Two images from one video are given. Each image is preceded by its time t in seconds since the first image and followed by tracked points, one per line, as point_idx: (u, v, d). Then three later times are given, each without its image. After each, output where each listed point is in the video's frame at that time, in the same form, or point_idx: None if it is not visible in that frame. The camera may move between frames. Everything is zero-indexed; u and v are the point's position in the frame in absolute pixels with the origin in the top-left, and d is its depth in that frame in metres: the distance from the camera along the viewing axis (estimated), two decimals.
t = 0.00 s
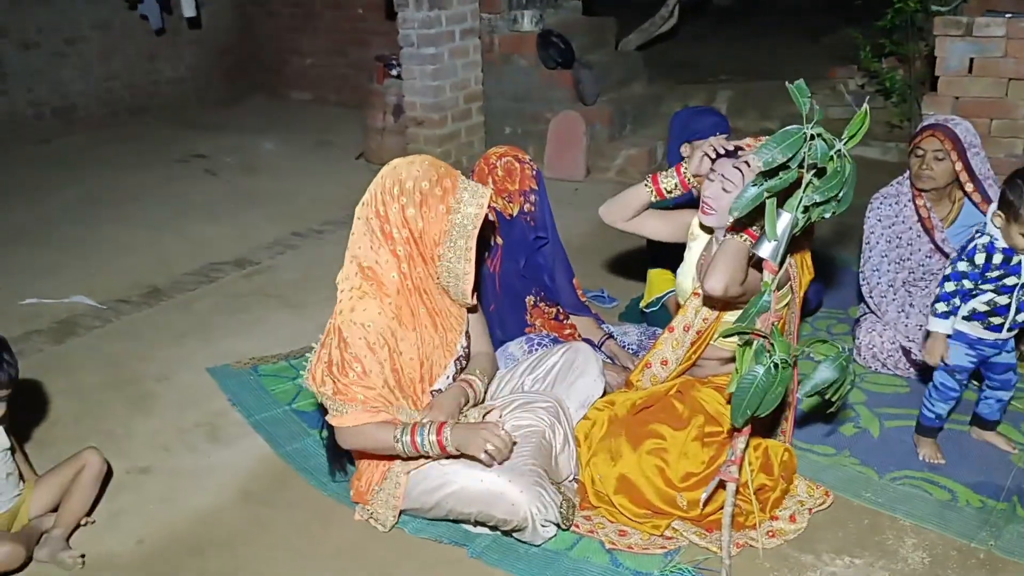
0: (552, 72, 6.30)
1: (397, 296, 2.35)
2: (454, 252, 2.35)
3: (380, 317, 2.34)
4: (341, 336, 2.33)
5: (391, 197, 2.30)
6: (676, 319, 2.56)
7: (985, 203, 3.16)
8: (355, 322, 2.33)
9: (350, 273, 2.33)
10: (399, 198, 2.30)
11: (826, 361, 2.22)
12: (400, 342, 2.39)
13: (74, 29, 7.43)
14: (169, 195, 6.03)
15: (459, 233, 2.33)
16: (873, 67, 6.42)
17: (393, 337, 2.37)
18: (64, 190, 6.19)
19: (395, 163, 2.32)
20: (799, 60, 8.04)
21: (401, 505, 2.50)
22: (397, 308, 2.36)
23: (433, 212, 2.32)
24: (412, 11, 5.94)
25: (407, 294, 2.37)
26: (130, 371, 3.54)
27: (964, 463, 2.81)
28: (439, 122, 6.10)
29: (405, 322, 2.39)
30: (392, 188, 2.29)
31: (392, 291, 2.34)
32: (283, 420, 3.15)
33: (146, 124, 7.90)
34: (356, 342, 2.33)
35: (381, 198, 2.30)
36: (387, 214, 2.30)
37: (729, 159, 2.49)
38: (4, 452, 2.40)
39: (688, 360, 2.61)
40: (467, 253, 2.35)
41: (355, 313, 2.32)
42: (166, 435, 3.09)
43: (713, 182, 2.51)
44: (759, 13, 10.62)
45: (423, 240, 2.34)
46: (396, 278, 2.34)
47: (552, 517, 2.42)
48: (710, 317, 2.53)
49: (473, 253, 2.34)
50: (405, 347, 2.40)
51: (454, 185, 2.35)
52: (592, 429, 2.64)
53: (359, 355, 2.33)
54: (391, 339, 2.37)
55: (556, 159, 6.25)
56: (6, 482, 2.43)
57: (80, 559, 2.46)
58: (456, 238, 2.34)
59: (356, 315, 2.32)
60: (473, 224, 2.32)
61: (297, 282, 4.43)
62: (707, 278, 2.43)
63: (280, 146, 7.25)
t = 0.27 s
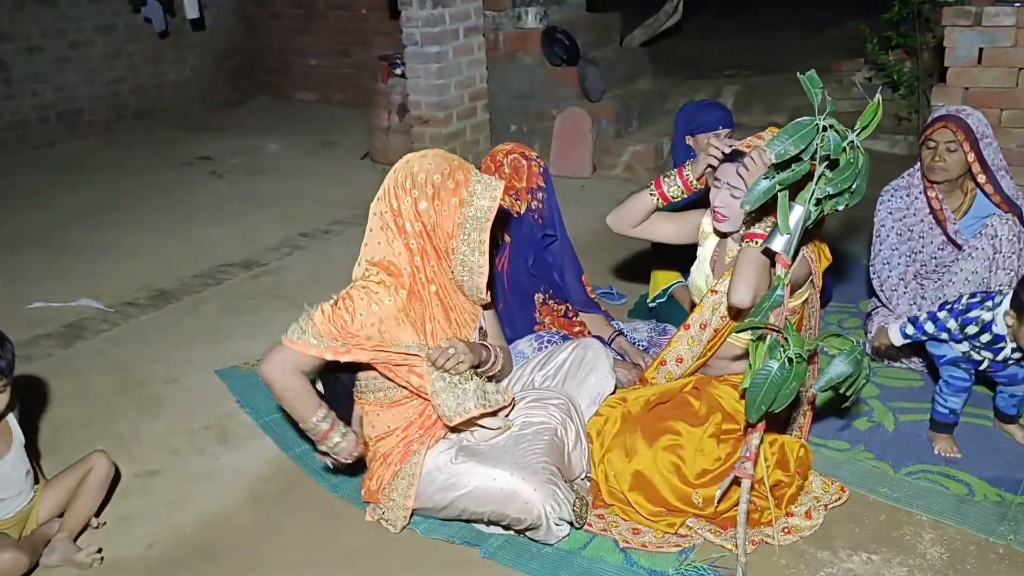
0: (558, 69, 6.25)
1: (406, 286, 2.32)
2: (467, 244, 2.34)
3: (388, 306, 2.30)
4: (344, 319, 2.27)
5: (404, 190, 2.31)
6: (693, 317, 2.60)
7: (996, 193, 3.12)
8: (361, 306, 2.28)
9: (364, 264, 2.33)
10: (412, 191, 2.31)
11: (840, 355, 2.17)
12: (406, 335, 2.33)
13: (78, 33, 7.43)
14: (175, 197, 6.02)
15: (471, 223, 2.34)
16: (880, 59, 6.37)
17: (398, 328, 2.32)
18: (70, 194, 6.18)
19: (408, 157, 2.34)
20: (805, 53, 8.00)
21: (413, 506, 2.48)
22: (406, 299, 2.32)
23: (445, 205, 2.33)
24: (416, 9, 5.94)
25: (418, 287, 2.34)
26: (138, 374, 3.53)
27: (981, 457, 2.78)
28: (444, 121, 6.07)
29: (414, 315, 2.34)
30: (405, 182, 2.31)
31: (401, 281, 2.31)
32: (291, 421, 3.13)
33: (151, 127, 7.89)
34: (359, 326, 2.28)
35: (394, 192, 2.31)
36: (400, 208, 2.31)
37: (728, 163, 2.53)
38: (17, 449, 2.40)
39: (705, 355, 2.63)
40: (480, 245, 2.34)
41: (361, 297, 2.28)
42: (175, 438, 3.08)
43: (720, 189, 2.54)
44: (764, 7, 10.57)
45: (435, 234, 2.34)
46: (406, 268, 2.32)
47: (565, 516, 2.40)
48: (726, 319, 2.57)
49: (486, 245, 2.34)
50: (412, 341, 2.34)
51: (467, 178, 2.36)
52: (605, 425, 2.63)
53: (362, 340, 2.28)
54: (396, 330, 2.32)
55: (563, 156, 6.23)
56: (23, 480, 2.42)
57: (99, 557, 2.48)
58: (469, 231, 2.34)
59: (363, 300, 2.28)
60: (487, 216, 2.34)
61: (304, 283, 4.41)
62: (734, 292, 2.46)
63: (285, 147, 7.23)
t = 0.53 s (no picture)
0: (561, 63, 6.21)
1: (412, 283, 2.30)
2: (475, 240, 2.32)
3: (393, 303, 2.29)
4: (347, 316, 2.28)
5: (411, 185, 2.28)
6: (693, 323, 2.54)
7: (1002, 189, 3.09)
8: (366, 302, 2.28)
9: (371, 258, 2.33)
10: (419, 186, 2.28)
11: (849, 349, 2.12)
12: (410, 332, 2.33)
13: (79, 28, 7.40)
14: (176, 193, 6.00)
15: (479, 219, 2.32)
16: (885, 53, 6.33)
17: (402, 324, 2.31)
18: (71, 190, 6.16)
19: (415, 152, 2.31)
20: (809, 48, 7.96)
21: (417, 502, 2.45)
22: (404, 296, 2.30)
23: (453, 199, 2.31)
24: (418, 2, 5.88)
25: (424, 284, 2.32)
26: (140, 370, 3.51)
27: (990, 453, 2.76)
28: (447, 115, 6.04)
29: (419, 312, 2.33)
30: (412, 177, 2.28)
31: (407, 278, 2.30)
32: (294, 417, 3.11)
33: (152, 122, 7.87)
34: (363, 322, 2.29)
35: (402, 186, 2.28)
36: (407, 203, 2.28)
37: (745, 150, 2.43)
38: (11, 445, 2.39)
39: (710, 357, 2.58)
40: (488, 240, 2.32)
41: (363, 295, 2.27)
42: (177, 434, 3.06)
43: (728, 174, 2.46)
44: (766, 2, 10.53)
45: (443, 229, 2.32)
46: (411, 265, 2.30)
47: (570, 509, 2.37)
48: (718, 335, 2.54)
49: (493, 240, 2.31)
50: (416, 337, 2.34)
51: (474, 172, 2.34)
52: (610, 420, 2.62)
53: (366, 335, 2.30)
54: (400, 326, 2.32)
55: (565, 150, 6.19)
56: (18, 477, 2.41)
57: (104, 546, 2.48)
58: (477, 225, 2.32)
59: (367, 297, 2.28)
60: (495, 211, 2.32)
61: (306, 279, 4.39)
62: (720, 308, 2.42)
63: (287, 142, 7.20)
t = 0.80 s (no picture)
0: (565, 61, 6.20)
1: (417, 284, 2.31)
2: (481, 241, 2.30)
3: (398, 304, 2.30)
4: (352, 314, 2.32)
5: (417, 186, 2.28)
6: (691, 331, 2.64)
7: (1008, 189, 3.10)
8: (371, 302, 2.30)
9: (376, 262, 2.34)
10: (425, 187, 2.28)
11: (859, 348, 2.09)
12: (415, 332, 2.34)
13: (82, 27, 7.40)
14: (180, 191, 6.00)
15: (485, 221, 2.30)
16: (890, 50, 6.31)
17: (407, 325, 2.32)
18: (75, 188, 6.17)
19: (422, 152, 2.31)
20: (813, 45, 7.94)
21: (423, 501, 2.44)
22: (414, 296, 2.31)
23: (460, 200, 2.30)
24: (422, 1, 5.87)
25: (431, 285, 2.33)
26: (145, 369, 3.51)
27: (1000, 452, 2.74)
28: (450, 113, 6.04)
29: (424, 312, 2.33)
30: (419, 178, 2.28)
31: (412, 279, 2.30)
32: (300, 416, 3.11)
33: (155, 121, 7.87)
34: (368, 322, 2.31)
35: (409, 186, 2.28)
36: (414, 204, 2.27)
37: (746, 153, 2.41)
38: (23, 441, 2.42)
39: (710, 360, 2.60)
40: (495, 242, 2.30)
41: (368, 302, 2.30)
42: (183, 432, 3.06)
43: (725, 174, 2.44)
44: None
45: (450, 230, 2.31)
46: (417, 267, 2.30)
47: (577, 508, 2.37)
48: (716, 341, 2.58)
49: (499, 241, 2.30)
50: (422, 339, 2.35)
51: (481, 173, 2.33)
52: (616, 421, 2.61)
53: (370, 335, 2.32)
54: (404, 327, 2.32)
55: (569, 148, 6.17)
56: (29, 474, 2.43)
57: (111, 549, 2.47)
58: (484, 226, 2.30)
59: (373, 296, 2.30)
60: (502, 212, 2.30)
61: (310, 278, 4.39)
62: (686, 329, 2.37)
63: (290, 141, 7.20)
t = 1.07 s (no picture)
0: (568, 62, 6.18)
1: (429, 289, 2.31)
2: (490, 241, 2.30)
3: (411, 311, 2.30)
4: (367, 324, 2.32)
5: (423, 192, 2.27)
6: (685, 328, 2.66)
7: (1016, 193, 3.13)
8: (385, 312, 2.30)
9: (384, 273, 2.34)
10: (431, 192, 2.27)
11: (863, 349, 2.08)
12: (429, 337, 2.35)
13: (85, 28, 7.40)
14: (182, 192, 6.00)
15: (493, 222, 2.28)
16: (891, 50, 6.31)
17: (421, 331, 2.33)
18: (77, 189, 6.17)
19: (425, 158, 2.30)
20: (814, 46, 7.94)
21: (428, 501, 2.44)
22: (426, 302, 2.32)
23: (466, 203, 2.28)
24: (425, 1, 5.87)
25: (441, 288, 2.33)
26: (149, 370, 3.51)
27: (1004, 452, 2.74)
28: (453, 114, 6.03)
29: (437, 317, 2.34)
30: (424, 183, 2.27)
31: (423, 285, 2.31)
32: (304, 417, 3.11)
33: (158, 122, 7.87)
34: (383, 333, 2.31)
35: (415, 193, 2.28)
36: (420, 210, 2.27)
37: (699, 176, 2.42)
38: (30, 436, 2.44)
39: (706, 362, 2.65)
40: (504, 241, 2.29)
41: (379, 315, 2.30)
42: (187, 434, 3.06)
43: (692, 198, 2.48)
44: None
45: (458, 233, 2.30)
46: (426, 272, 2.30)
47: (582, 509, 2.37)
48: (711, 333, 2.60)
49: (508, 239, 2.29)
50: (436, 342, 2.36)
51: (486, 173, 2.30)
52: (621, 426, 2.64)
53: (385, 346, 2.32)
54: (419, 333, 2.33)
55: (571, 148, 6.17)
56: (35, 468, 2.44)
57: (116, 550, 2.47)
58: (493, 227, 2.29)
59: (386, 306, 2.30)
60: (509, 211, 2.28)
61: (313, 279, 4.39)
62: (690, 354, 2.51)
63: (292, 142, 7.20)
